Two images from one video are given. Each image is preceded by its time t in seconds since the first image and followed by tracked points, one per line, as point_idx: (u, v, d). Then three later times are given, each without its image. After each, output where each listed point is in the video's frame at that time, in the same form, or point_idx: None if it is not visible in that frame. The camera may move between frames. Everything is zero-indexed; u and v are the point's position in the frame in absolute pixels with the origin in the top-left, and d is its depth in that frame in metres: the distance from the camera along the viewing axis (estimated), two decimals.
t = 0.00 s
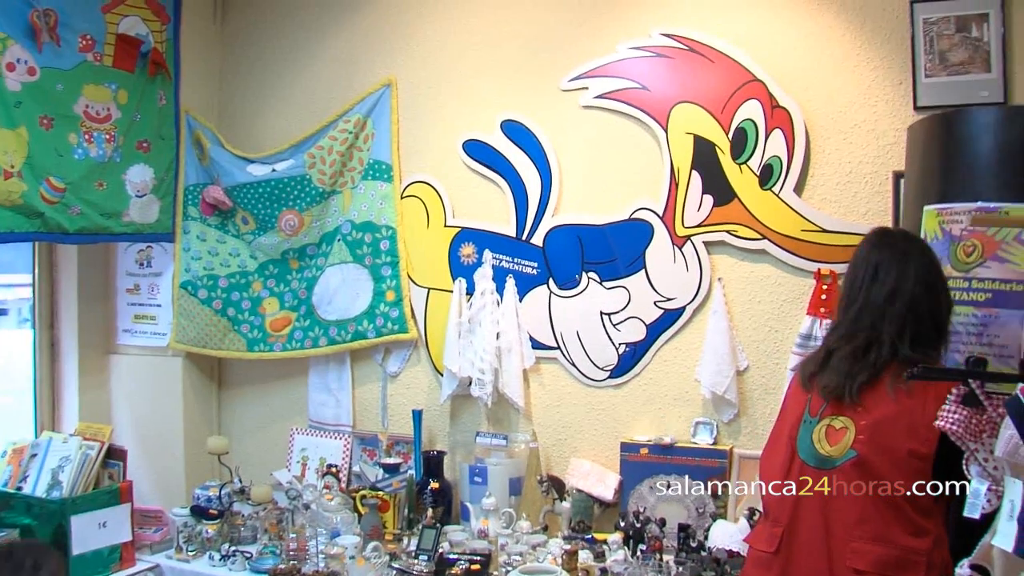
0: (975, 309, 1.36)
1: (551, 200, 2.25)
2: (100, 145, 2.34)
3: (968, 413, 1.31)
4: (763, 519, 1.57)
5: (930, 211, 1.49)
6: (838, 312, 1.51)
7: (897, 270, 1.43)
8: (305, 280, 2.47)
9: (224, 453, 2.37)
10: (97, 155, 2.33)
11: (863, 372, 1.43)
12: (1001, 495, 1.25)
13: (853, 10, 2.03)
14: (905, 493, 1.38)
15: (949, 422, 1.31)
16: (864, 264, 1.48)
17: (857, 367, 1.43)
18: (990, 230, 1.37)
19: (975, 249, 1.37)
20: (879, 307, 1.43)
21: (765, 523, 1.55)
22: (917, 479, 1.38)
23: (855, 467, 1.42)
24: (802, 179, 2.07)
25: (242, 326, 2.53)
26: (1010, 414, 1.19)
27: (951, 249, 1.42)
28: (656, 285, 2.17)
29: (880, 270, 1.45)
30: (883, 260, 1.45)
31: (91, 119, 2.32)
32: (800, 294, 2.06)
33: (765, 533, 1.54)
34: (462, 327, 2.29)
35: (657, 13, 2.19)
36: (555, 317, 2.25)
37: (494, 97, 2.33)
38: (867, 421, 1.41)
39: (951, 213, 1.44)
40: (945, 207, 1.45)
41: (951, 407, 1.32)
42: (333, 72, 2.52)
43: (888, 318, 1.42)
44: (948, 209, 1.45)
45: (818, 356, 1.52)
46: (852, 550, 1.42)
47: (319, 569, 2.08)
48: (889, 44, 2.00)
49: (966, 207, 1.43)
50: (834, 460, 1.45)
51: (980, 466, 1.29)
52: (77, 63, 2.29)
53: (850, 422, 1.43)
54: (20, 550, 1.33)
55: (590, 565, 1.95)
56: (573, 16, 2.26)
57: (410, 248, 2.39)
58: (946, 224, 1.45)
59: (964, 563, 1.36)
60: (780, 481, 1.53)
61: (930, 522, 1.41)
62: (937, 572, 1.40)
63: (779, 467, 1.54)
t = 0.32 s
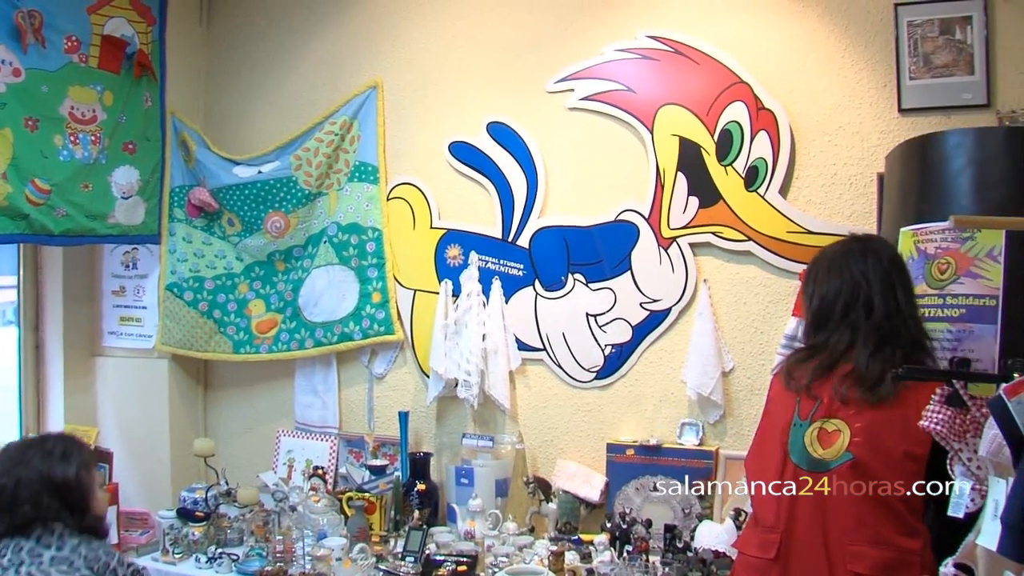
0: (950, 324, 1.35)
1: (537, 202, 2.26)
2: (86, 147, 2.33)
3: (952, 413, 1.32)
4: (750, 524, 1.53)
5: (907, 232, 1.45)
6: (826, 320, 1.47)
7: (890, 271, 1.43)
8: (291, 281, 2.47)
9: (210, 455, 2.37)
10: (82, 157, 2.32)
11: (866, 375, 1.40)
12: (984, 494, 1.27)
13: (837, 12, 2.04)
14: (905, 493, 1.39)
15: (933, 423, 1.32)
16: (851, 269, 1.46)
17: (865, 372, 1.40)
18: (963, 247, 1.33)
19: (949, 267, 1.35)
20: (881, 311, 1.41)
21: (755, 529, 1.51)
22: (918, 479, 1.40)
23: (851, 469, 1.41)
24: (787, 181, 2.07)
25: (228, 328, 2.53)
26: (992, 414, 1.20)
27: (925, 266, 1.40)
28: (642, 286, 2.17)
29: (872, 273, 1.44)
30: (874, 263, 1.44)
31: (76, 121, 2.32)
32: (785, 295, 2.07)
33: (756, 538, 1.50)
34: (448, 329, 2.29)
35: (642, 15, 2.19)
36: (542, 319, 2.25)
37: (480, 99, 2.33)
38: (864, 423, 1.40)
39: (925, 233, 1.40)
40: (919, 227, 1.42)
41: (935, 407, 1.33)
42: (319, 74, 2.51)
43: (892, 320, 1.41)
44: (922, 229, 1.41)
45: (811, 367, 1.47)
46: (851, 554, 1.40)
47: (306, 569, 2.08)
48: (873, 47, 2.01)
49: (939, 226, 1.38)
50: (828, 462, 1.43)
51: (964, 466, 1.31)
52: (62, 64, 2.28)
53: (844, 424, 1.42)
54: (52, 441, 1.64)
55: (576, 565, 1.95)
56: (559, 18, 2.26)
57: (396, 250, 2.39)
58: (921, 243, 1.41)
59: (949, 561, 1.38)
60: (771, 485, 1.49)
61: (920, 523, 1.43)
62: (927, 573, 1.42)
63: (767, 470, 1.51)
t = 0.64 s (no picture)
0: (930, 326, 1.57)
1: (528, 201, 2.26)
2: (77, 146, 2.33)
3: (940, 412, 1.32)
4: (747, 528, 1.51)
5: (885, 232, 1.64)
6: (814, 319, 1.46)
7: (875, 269, 1.44)
8: (282, 281, 2.48)
9: (201, 455, 2.36)
10: (73, 156, 2.32)
11: (865, 377, 1.39)
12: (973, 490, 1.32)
13: (827, 12, 2.05)
14: (905, 493, 1.39)
15: (922, 423, 1.32)
16: (838, 267, 1.45)
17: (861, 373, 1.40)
18: (941, 248, 1.55)
19: (928, 268, 1.57)
20: (870, 310, 1.42)
21: (753, 534, 1.49)
22: (918, 479, 1.40)
23: (851, 471, 1.40)
24: (777, 180, 2.08)
25: (219, 328, 2.52)
26: (981, 413, 1.22)
27: (906, 266, 1.59)
28: (634, 286, 2.18)
29: (859, 271, 1.44)
30: (860, 261, 1.44)
31: (67, 120, 2.31)
32: (775, 294, 2.08)
33: (755, 543, 1.47)
34: (439, 328, 2.29)
35: (634, 15, 2.20)
36: (533, 318, 2.25)
37: (471, 99, 2.33)
38: (863, 425, 1.39)
39: (906, 234, 1.59)
40: (899, 229, 1.61)
41: (924, 406, 1.33)
42: (310, 74, 2.51)
43: (881, 320, 1.42)
44: (902, 230, 1.60)
45: (803, 368, 1.46)
46: (854, 558, 1.39)
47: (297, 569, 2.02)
48: (863, 47, 2.02)
49: (918, 227, 1.58)
50: (827, 464, 1.42)
51: (953, 464, 1.32)
52: (53, 63, 2.28)
53: (842, 427, 1.41)
54: (104, 400, 1.66)
55: (568, 564, 1.95)
56: (550, 18, 2.26)
57: (388, 249, 2.39)
58: (901, 244, 1.60)
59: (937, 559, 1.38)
60: (769, 489, 1.47)
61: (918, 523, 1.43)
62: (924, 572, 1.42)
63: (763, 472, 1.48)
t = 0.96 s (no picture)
0: (916, 329, 1.58)
1: (522, 204, 2.26)
2: (70, 151, 2.33)
3: (933, 410, 1.32)
4: (743, 539, 1.46)
5: (867, 233, 1.65)
6: (795, 319, 1.43)
7: (846, 261, 1.43)
8: (277, 285, 2.48)
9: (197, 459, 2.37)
10: (67, 161, 2.33)
11: (858, 378, 1.36)
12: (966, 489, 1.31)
13: (818, 13, 2.06)
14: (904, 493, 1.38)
15: (914, 420, 1.32)
16: (810, 262, 1.44)
17: (851, 373, 1.37)
18: (923, 249, 1.57)
19: (911, 270, 1.58)
20: (849, 303, 1.40)
21: (750, 544, 1.43)
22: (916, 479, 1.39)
23: (849, 476, 1.37)
24: (770, 181, 2.09)
25: (214, 332, 2.52)
26: (972, 410, 1.22)
27: (888, 268, 1.61)
28: (628, 288, 2.18)
29: (833, 265, 1.42)
30: (831, 254, 1.43)
31: (61, 125, 2.32)
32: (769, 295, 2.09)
33: (755, 555, 1.42)
34: (434, 331, 2.30)
35: (626, 17, 2.20)
36: (527, 320, 2.26)
37: (464, 102, 2.34)
38: (860, 428, 1.37)
39: (887, 234, 1.61)
40: (881, 229, 1.62)
41: (916, 404, 1.33)
42: (304, 78, 2.52)
43: (861, 313, 1.40)
44: (884, 231, 1.62)
45: (789, 371, 1.42)
46: (857, 564, 1.35)
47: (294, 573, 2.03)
48: (855, 47, 2.03)
49: (901, 228, 1.60)
50: (825, 470, 1.38)
51: (945, 462, 1.33)
52: (46, 69, 2.28)
53: (838, 431, 1.38)
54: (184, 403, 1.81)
55: (563, 565, 1.95)
56: (542, 20, 2.27)
57: (382, 251, 2.39)
58: (883, 245, 1.61)
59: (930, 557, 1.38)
60: (767, 497, 1.42)
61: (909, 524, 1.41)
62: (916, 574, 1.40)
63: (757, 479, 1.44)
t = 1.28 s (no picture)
0: (892, 331, 1.58)
1: (516, 198, 2.26)
2: (64, 147, 2.33)
3: (925, 403, 1.39)
4: (683, 552, 1.26)
5: (844, 232, 1.69)
6: (727, 316, 1.23)
7: (774, 252, 1.24)
8: (271, 280, 2.48)
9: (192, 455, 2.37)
10: (61, 158, 2.32)
11: (801, 376, 1.19)
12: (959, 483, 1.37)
13: (811, 7, 2.06)
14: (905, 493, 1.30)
15: (907, 412, 1.39)
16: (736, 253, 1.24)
17: (794, 371, 1.19)
18: (899, 249, 1.58)
19: (888, 270, 1.59)
20: (783, 295, 1.21)
21: (693, 557, 1.25)
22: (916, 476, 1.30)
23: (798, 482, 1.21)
24: (764, 175, 2.10)
25: (209, 327, 2.52)
26: (965, 403, 1.23)
27: (864, 268, 1.63)
28: (622, 282, 2.18)
29: (761, 256, 1.23)
30: (756, 243, 1.24)
31: (54, 121, 2.31)
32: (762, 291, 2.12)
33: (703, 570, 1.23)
34: (428, 325, 2.30)
35: (619, 12, 2.20)
36: (522, 315, 2.26)
37: (458, 97, 2.34)
38: (806, 432, 1.20)
39: (863, 233, 1.64)
40: (857, 228, 1.65)
41: (908, 397, 1.41)
42: (297, 74, 2.52)
43: (796, 306, 1.22)
44: (859, 230, 1.65)
45: (730, 374, 1.21)
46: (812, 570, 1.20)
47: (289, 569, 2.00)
48: (848, 41, 2.03)
49: (875, 227, 1.62)
50: (771, 477, 1.21)
51: (938, 455, 1.39)
52: (40, 65, 2.28)
53: (784, 435, 1.21)
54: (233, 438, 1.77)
55: (559, 560, 1.94)
56: (535, 15, 2.27)
57: (376, 247, 2.39)
58: (859, 244, 1.64)
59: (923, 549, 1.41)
60: (708, 506, 1.24)
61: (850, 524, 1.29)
62: None
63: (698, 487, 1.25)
